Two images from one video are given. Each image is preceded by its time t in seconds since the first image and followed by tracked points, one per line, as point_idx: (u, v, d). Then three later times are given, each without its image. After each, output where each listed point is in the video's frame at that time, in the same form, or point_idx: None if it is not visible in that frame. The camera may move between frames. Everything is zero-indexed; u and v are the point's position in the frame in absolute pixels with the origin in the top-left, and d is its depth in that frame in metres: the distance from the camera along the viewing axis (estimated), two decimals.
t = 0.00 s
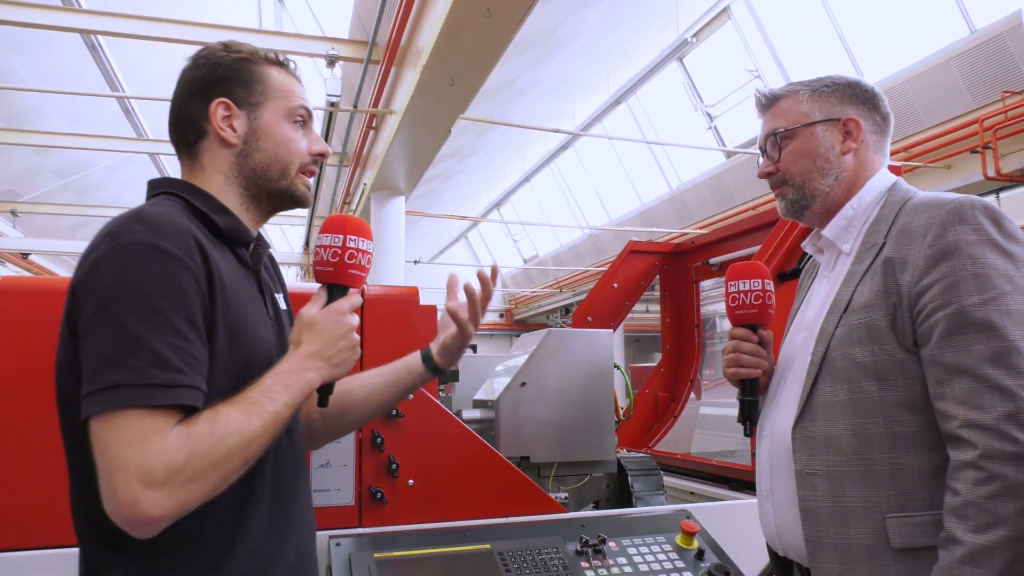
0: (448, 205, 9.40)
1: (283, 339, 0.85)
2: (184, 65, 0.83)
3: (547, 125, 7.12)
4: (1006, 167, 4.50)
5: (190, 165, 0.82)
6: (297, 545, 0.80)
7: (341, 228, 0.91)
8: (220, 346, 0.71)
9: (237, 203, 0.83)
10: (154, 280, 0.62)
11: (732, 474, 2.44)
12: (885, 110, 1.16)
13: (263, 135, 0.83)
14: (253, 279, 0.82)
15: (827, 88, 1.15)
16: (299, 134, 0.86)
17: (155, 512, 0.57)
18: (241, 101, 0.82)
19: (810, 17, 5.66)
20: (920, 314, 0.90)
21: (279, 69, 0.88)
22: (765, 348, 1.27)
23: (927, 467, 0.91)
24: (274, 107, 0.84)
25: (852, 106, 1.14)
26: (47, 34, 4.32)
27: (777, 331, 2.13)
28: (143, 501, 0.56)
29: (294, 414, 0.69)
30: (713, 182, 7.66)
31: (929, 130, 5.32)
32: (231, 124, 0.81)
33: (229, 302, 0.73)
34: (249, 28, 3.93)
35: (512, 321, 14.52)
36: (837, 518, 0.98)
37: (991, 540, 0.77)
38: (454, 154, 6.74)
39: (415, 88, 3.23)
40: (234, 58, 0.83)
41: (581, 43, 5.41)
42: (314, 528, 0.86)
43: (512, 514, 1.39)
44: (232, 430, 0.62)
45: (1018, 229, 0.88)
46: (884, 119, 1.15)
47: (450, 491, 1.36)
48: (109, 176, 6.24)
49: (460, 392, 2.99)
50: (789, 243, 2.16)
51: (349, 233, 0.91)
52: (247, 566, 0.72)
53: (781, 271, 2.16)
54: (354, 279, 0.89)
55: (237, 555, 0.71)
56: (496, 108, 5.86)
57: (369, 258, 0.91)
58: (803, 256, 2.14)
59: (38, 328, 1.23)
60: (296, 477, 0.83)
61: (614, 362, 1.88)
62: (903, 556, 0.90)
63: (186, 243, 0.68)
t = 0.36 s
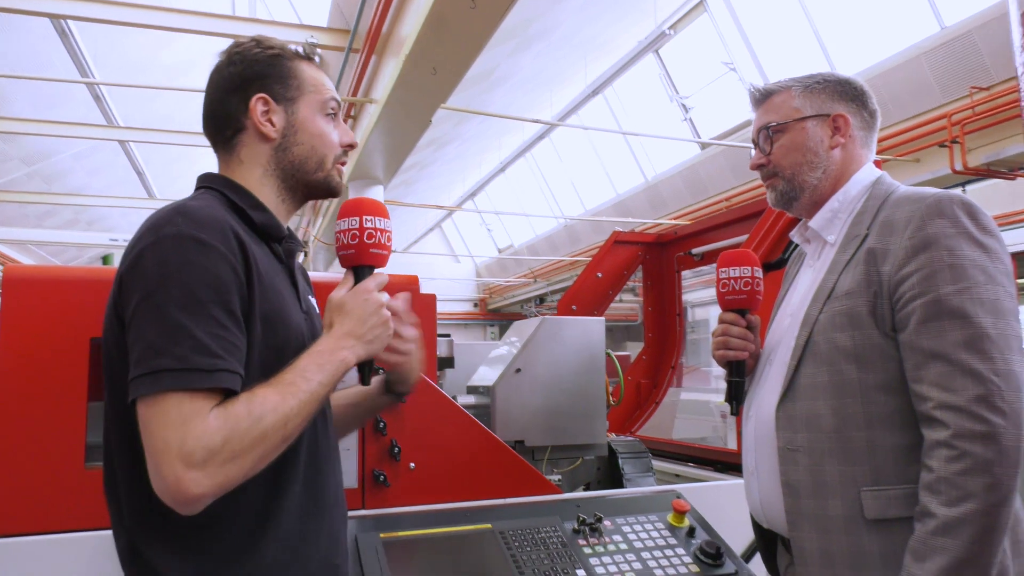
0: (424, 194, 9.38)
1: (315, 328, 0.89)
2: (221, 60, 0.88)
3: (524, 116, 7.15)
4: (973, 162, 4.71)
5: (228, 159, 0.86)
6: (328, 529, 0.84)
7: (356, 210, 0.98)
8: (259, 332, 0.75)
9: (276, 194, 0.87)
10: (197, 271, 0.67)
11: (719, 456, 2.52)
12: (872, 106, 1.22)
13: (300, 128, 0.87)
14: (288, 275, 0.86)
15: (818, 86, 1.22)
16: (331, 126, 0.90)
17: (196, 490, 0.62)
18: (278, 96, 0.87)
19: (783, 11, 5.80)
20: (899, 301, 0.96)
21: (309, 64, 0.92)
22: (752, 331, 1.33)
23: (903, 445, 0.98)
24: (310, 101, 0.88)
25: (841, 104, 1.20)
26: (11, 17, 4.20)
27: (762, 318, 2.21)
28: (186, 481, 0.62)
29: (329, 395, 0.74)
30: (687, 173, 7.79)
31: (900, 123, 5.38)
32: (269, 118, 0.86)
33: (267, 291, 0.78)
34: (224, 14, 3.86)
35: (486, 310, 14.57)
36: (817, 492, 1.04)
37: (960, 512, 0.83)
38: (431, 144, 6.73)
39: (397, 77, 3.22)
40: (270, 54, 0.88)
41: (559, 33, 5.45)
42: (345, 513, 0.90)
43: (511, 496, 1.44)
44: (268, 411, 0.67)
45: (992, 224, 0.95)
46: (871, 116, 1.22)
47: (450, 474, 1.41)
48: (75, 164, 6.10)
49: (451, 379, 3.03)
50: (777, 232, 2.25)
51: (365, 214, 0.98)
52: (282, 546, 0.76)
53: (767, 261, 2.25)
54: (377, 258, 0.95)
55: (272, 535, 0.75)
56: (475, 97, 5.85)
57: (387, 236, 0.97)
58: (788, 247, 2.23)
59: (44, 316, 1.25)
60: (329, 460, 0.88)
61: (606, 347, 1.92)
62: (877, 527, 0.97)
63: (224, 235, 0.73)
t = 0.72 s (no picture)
0: (409, 190, 9.37)
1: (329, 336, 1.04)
2: (265, 83, 1.03)
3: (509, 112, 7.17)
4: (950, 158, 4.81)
5: (264, 170, 1.00)
6: (335, 526, 0.96)
7: (378, 236, 1.13)
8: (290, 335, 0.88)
9: (304, 208, 1.00)
10: (249, 274, 0.78)
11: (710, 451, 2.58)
12: (849, 111, 1.26)
13: (329, 148, 1.01)
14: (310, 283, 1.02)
15: (797, 94, 1.25)
16: (359, 149, 1.04)
17: (232, 478, 0.73)
18: (312, 118, 1.01)
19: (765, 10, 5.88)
20: (876, 303, 1.01)
21: (343, 90, 1.07)
22: (737, 330, 1.38)
23: (877, 440, 1.03)
24: (341, 125, 1.03)
25: (820, 111, 1.24)
26: None
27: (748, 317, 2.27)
28: (224, 467, 0.73)
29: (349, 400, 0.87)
30: (671, 169, 7.86)
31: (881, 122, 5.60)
32: (301, 137, 1.00)
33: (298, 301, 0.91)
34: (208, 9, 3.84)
35: (471, 306, 14.59)
36: (798, 485, 1.09)
37: (929, 503, 0.89)
38: (417, 139, 6.73)
39: (385, 74, 3.21)
40: (308, 79, 1.03)
41: (545, 30, 5.47)
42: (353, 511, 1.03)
43: (507, 491, 1.49)
44: (301, 410, 0.79)
45: (964, 230, 1.00)
46: (848, 121, 1.25)
47: (449, 470, 1.44)
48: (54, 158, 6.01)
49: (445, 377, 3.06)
50: (760, 235, 2.31)
51: (386, 239, 1.13)
52: (299, 535, 0.88)
53: (754, 260, 2.30)
54: (393, 279, 1.10)
55: (291, 526, 0.87)
56: (461, 92, 5.86)
57: (405, 261, 1.13)
58: (774, 247, 2.29)
59: (43, 314, 1.25)
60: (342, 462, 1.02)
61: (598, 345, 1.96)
62: (855, 518, 1.03)
63: (274, 243, 0.85)
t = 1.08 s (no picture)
0: (430, 183, 9.45)
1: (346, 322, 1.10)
2: (302, 89, 1.09)
3: (529, 106, 7.19)
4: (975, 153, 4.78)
5: (291, 172, 1.07)
6: (354, 504, 1.02)
7: (394, 233, 1.18)
8: (311, 322, 0.94)
9: (328, 211, 1.08)
10: (274, 265, 0.84)
11: (717, 443, 2.60)
12: (851, 115, 1.29)
13: (357, 157, 1.08)
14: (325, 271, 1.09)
15: (799, 98, 1.29)
16: (382, 161, 1.12)
17: (271, 451, 0.79)
18: (344, 128, 1.08)
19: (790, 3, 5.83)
20: (876, 303, 1.04)
21: (375, 104, 1.14)
22: (743, 327, 1.42)
23: (878, 434, 1.06)
24: (370, 137, 1.10)
25: (821, 114, 1.27)
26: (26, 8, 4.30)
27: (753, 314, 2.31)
28: (264, 443, 0.78)
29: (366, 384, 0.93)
30: (692, 163, 7.83)
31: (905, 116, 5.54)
32: (334, 143, 1.07)
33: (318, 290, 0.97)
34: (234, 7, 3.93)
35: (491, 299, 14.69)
36: (800, 477, 1.12)
37: (926, 497, 0.91)
38: (438, 133, 6.81)
39: (405, 71, 3.26)
40: (345, 92, 1.10)
41: (565, 25, 5.49)
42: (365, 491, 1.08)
43: (517, 478, 1.53)
44: (328, 394, 0.85)
45: (963, 232, 1.02)
46: (851, 124, 1.29)
47: (462, 457, 1.50)
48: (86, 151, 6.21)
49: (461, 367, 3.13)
50: (769, 235, 2.34)
51: (401, 237, 1.18)
52: (321, 511, 0.95)
53: (762, 258, 2.34)
54: (404, 276, 1.17)
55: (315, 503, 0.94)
56: (481, 88, 5.92)
57: (416, 259, 1.18)
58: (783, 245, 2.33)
59: (80, 307, 1.33)
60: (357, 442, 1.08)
61: (609, 338, 2.01)
62: (854, 509, 1.06)
63: (297, 237, 0.91)
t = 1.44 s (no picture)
0: (439, 164, 9.48)
1: (350, 302, 1.16)
2: (325, 76, 1.14)
3: (539, 86, 7.17)
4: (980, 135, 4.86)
5: (306, 155, 1.12)
6: (357, 473, 1.09)
7: (395, 221, 1.23)
8: (312, 300, 1.00)
9: (336, 195, 1.13)
10: (272, 247, 0.90)
11: (707, 420, 2.65)
12: (837, 101, 1.32)
13: (371, 147, 1.14)
14: (332, 254, 1.15)
15: (787, 86, 1.31)
16: (394, 154, 1.18)
17: (262, 422, 0.85)
18: (363, 118, 1.14)
19: None
20: (857, 282, 1.08)
21: (393, 98, 1.20)
22: (722, 294, 1.49)
23: (854, 407, 1.11)
24: (386, 129, 1.16)
25: (808, 102, 1.30)
26: None
27: (740, 296, 2.36)
28: (255, 416, 0.84)
29: (362, 361, 0.98)
30: (702, 144, 7.80)
31: (914, 97, 5.57)
32: (351, 131, 1.12)
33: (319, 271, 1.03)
34: None
35: (500, 279, 14.77)
36: (780, 446, 1.17)
37: (894, 464, 0.97)
38: (447, 114, 6.82)
39: (413, 52, 3.28)
40: (367, 83, 1.15)
41: (575, 5, 5.46)
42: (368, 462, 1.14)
43: (513, 451, 1.60)
44: (320, 370, 0.90)
45: (943, 216, 1.06)
46: (836, 110, 1.32)
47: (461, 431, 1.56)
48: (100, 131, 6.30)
49: (464, 345, 3.19)
50: (762, 217, 2.37)
51: (403, 225, 1.23)
52: (323, 479, 1.01)
53: (755, 240, 2.37)
54: (405, 262, 1.23)
55: (316, 472, 1.00)
56: (491, 68, 5.92)
57: (417, 246, 1.24)
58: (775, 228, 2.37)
59: (98, 284, 1.39)
60: (358, 415, 1.13)
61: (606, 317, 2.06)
62: (830, 478, 1.11)
63: (296, 220, 0.96)
